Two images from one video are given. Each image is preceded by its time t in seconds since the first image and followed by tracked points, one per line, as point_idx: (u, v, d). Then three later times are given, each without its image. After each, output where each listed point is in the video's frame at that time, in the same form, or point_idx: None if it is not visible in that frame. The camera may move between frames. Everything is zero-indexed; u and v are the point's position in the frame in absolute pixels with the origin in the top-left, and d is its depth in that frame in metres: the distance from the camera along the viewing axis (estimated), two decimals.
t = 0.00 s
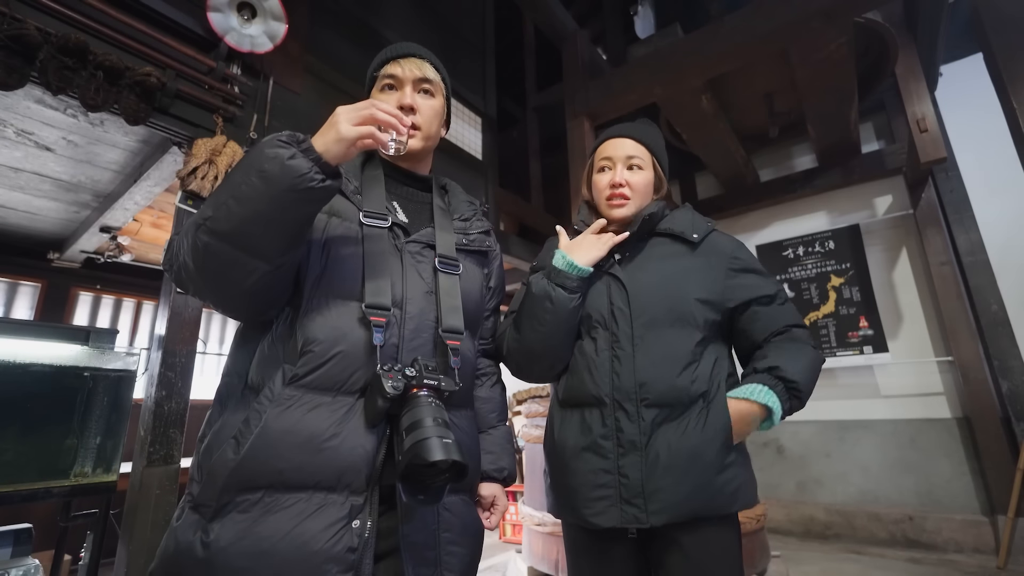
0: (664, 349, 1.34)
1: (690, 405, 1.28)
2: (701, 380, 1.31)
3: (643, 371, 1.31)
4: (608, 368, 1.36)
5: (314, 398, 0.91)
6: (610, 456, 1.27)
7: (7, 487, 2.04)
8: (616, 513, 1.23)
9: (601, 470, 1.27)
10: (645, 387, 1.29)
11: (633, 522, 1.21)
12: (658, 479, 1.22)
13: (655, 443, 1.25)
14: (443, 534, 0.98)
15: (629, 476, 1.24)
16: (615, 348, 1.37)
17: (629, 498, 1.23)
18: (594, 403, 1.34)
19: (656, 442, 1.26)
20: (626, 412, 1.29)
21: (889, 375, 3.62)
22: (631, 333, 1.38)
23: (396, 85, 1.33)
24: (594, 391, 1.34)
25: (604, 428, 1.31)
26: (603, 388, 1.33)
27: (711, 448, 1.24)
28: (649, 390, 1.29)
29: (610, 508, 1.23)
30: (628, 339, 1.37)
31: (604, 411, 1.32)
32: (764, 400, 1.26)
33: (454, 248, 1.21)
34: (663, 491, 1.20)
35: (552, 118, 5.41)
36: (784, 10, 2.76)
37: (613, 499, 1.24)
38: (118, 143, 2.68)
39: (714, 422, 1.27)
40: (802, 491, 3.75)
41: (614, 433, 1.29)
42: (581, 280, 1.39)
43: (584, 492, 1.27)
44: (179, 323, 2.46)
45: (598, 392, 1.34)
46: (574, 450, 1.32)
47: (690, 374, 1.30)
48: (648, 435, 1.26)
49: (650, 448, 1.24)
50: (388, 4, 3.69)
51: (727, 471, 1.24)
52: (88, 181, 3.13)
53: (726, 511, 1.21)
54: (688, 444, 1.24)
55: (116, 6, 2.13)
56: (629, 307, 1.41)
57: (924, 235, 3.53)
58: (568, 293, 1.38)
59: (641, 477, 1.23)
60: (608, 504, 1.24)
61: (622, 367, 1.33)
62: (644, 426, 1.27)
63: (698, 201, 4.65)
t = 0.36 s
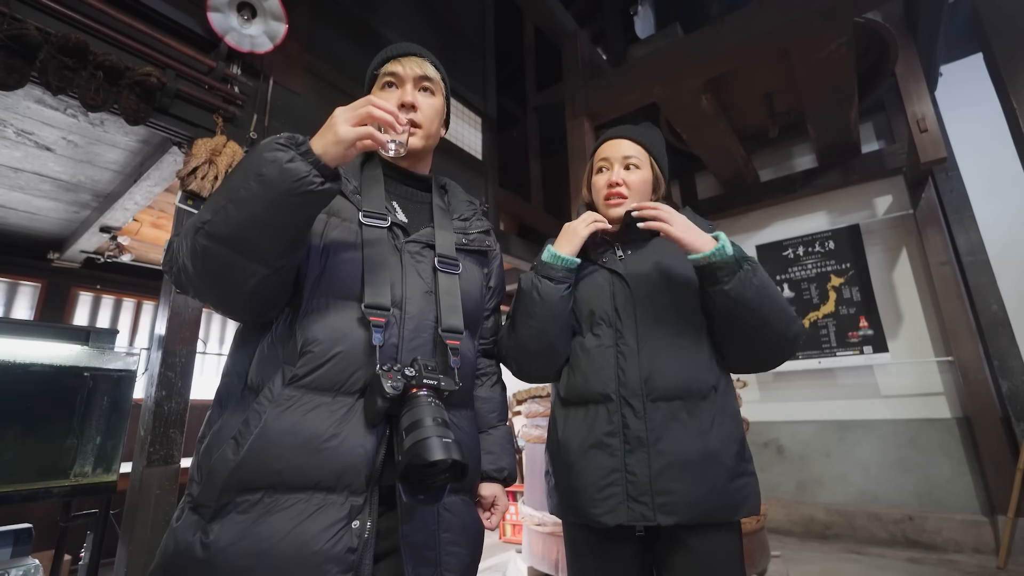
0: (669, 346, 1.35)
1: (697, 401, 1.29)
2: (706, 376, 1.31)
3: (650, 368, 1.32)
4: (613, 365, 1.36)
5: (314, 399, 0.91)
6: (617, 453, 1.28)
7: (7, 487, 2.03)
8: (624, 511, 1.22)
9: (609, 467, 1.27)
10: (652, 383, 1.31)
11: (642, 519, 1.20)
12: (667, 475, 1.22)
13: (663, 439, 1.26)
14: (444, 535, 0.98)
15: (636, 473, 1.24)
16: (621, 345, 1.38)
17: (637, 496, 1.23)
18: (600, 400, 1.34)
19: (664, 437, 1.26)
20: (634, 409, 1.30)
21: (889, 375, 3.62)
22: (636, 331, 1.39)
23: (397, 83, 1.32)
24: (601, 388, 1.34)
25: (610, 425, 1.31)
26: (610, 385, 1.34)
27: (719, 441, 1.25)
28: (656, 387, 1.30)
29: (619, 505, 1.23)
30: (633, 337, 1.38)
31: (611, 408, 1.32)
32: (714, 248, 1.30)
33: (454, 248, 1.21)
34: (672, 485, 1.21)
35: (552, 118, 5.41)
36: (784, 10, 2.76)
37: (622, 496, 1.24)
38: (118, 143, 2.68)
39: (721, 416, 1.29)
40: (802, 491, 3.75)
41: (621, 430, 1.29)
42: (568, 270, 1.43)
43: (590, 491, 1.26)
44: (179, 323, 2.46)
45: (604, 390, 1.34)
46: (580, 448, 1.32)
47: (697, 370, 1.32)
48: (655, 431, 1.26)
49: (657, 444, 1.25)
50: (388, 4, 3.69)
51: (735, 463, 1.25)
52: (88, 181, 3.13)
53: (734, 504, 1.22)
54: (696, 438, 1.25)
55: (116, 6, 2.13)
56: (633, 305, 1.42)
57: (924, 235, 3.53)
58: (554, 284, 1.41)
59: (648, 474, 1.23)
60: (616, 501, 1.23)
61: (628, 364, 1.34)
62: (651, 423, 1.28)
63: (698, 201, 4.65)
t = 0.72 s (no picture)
0: (650, 345, 1.35)
1: (679, 397, 1.28)
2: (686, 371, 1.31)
3: (631, 366, 1.32)
4: (598, 365, 1.37)
5: (315, 399, 0.91)
6: (602, 452, 1.27)
7: (7, 487, 2.03)
8: (610, 510, 1.22)
9: (594, 466, 1.27)
10: (634, 381, 1.30)
11: (627, 517, 1.20)
12: (647, 472, 1.21)
13: (646, 436, 1.25)
14: (444, 535, 0.98)
15: (619, 471, 1.24)
16: (605, 344, 1.38)
17: (621, 494, 1.22)
18: (585, 400, 1.35)
19: (647, 435, 1.25)
20: (616, 407, 1.30)
21: (889, 375, 3.62)
22: (620, 330, 1.39)
23: (398, 82, 1.32)
24: (585, 388, 1.35)
25: (594, 424, 1.31)
26: (593, 384, 1.34)
27: (702, 436, 1.23)
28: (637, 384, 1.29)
29: (605, 505, 1.23)
30: (617, 336, 1.38)
31: (595, 407, 1.32)
32: (648, 245, 1.36)
33: (455, 248, 1.21)
34: (655, 482, 1.20)
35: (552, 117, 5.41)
36: (784, 10, 2.77)
37: (607, 495, 1.24)
38: (118, 143, 2.68)
39: (702, 411, 1.27)
40: (802, 491, 3.75)
41: (604, 429, 1.29)
42: (545, 279, 1.46)
43: (577, 490, 1.27)
44: (179, 323, 2.46)
45: (588, 389, 1.34)
46: (567, 448, 1.33)
47: (679, 366, 1.31)
48: (636, 429, 1.26)
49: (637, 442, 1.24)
50: (388, 3, 3.68)
51: (719, 457, 1.23)
52: (89, 181, 3.13)
53: (720, 499, 1.19)
54: (677, 434, 1.24)
55: (116, 6, 2.13)
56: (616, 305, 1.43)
57: (924, 235, 3.53)
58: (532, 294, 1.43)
59: (631, 472, 1.23)
60: (602, 501, 1.23)
61: (610, 363, 1.34)
62: (634, 421, 1.27)
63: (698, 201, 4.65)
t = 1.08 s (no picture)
0: (648, 348, 1.34)
1: (676, 400, 1.28)
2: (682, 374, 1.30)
3: (629, 368, 1.31)
4: (596, 366, 1.36)
5: (317, 399, 0.91)
6: (599, 454, 1.27)
7: (8, 487, 2.03)
8: (606, 512, 1.22)
9: (591, 467, 1.27)
10: (631, 384, 1.29)
11: (622, 519, 1.20)
12: (643, 474, 1.21)
13: (642, 439, 1.24)
14: (446, 535, 0.98)
15: (617, 473, 1.24)
16: (603, 346, 1.38)
17: (618, 496, 1.22)
18: (583, 402, 1.35)
19: (643, 437, 1.25)
20: (614, 410, 1.29)
21: (888, 375, 3.62)
22: (618, 331, 1.38)
23: (401, 80, 1.32)
24: (583, 389, 1.35)
25: (592, 426, 1.31)
26: (591, 386, 1.34)
27: (698, 439, 1.23)
28: (634, 386, 1.29)
29: (601, 506, 1.23)
30: (615, 338, 1.38)
31: (593, 409, 1.32)
32: (636, 255, 1.35)
33: (456, 248, 1.21)
34: (650, 485, 1.19)
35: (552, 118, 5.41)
36: (785, 10, 2.77)
37: (604, 496, 1.24)
38: (118, 143, 2.68)
39: (700, 414, 1.27)
40: (802, 491, 3.75)
41: (602, 431, 1.29)
42: (574, 275, 1.45)
43: (575, 491, 1.27)
44: (179, 323, 2.46)
45: (586, 391, 1.34)
46: (566, 450, 1.32)
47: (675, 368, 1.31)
48: (634, 431, 1.25)
49: (634, 445, 1.24)
50: (388, 3, 3.68)
51: (715, 461, 1.23)
52: (89, 181, 3.13)
53: (714, 502, 1.19)
54: (673, 437, 1.23)
55: (116, 6, 2.13)
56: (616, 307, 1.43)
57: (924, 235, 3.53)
58: (560, 287, 1.43)
59: (628, 474, 1.22)
60: (598, 502, 1.23)
61: (608, 364, 1.34)
62: (632, 423, 1.26)
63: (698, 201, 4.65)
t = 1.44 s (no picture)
0: (648, 351, 1.33)
1: (677, 403, 1.28)
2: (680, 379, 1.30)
3: (629, 373, 1.31)
4: (597, 369, 1.36)
5: (318, 399, 0.91)
6: (601, 458, 1.27)
7: (8, 487, 2.03)
8: (609, 516, 1.22)
9: (593, 472, 1.27)
10: (632, 388, 1.29)
11: (626, 523, 1.19)
12: (646, 477, 1.21)
13: (644, 443, 1.24)
14: (447, 535, 0.98)
15: (619, 477, 1.23)
16: (603, 350, 1.37)
17: (621, 500, 1.22)
18: (584, 406, 1.34)
19: (645, 442, 1.24)
20: (615, 414, 1.29)
21: (889, 375, 3.62)
22: (617, 334, 1.38)
23: (403, 81, 1.32)
24: (585, 393, 1.34)
25: (593, 430, 1.30)
26: (592, 390, 1.34)
27: (699, 442, 1.23)
28: (635, 391, 1.29)
29: (603, 510, 1.22)
30: (615, 341, 1.37)
31: (594, 413, 1.32)
32: (630, 265, 1.34)
33: (458, 249, 1.21)
34: (653, 488, 1.19)
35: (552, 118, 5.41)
36: (784, 10, 2.77)
37: (606, 500, 1.23)
38: (118, 143, 2.68)
39: (702, 416, 1.27)
40: (802, 491, 3.75)
41: (603, 435, 1.29)
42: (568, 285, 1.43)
43: (578, 495, 1.27)
44: (179, 323, 2.47)
45: (587, 395, 1.34)
46: (568, 454, 1.32)
47: (675, 371, 1.31)
48: (636, 435, 1.25)
49: (637, 448, 1.24)
50: (388, 3, 3.69)
51: (717, 462, 1.23)
52: (88, 181, 3.13)
53: (716, 504, 1.19)
54: (676, 442, 1.23)
55: (116, 7, 2.13)
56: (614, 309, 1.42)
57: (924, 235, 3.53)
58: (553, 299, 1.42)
59: (630, 477, 1.22)
60: (601, 506, 1.23)
61: (608, 369, 1.33)
62: (634, 427, 1.26)
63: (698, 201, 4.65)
